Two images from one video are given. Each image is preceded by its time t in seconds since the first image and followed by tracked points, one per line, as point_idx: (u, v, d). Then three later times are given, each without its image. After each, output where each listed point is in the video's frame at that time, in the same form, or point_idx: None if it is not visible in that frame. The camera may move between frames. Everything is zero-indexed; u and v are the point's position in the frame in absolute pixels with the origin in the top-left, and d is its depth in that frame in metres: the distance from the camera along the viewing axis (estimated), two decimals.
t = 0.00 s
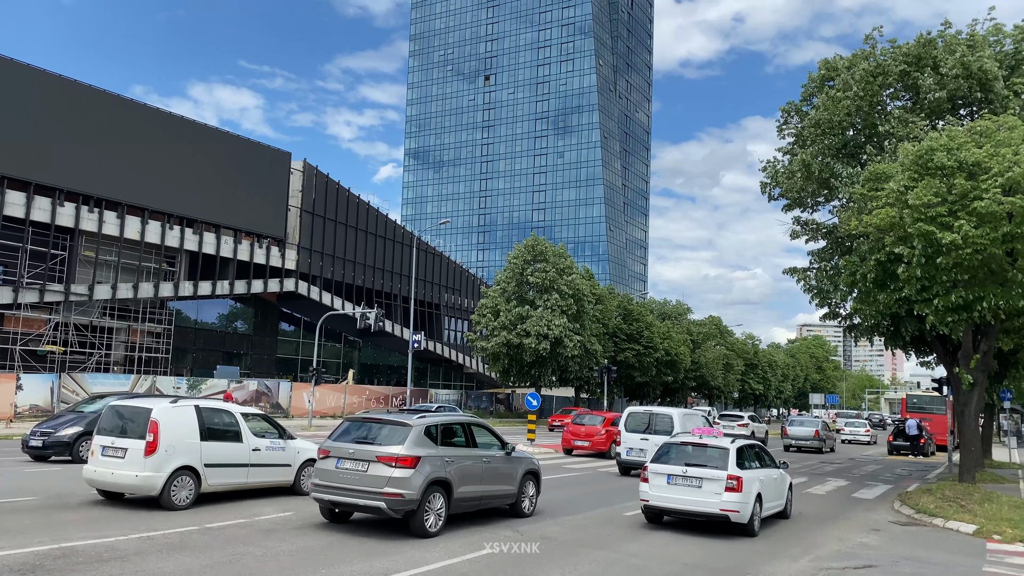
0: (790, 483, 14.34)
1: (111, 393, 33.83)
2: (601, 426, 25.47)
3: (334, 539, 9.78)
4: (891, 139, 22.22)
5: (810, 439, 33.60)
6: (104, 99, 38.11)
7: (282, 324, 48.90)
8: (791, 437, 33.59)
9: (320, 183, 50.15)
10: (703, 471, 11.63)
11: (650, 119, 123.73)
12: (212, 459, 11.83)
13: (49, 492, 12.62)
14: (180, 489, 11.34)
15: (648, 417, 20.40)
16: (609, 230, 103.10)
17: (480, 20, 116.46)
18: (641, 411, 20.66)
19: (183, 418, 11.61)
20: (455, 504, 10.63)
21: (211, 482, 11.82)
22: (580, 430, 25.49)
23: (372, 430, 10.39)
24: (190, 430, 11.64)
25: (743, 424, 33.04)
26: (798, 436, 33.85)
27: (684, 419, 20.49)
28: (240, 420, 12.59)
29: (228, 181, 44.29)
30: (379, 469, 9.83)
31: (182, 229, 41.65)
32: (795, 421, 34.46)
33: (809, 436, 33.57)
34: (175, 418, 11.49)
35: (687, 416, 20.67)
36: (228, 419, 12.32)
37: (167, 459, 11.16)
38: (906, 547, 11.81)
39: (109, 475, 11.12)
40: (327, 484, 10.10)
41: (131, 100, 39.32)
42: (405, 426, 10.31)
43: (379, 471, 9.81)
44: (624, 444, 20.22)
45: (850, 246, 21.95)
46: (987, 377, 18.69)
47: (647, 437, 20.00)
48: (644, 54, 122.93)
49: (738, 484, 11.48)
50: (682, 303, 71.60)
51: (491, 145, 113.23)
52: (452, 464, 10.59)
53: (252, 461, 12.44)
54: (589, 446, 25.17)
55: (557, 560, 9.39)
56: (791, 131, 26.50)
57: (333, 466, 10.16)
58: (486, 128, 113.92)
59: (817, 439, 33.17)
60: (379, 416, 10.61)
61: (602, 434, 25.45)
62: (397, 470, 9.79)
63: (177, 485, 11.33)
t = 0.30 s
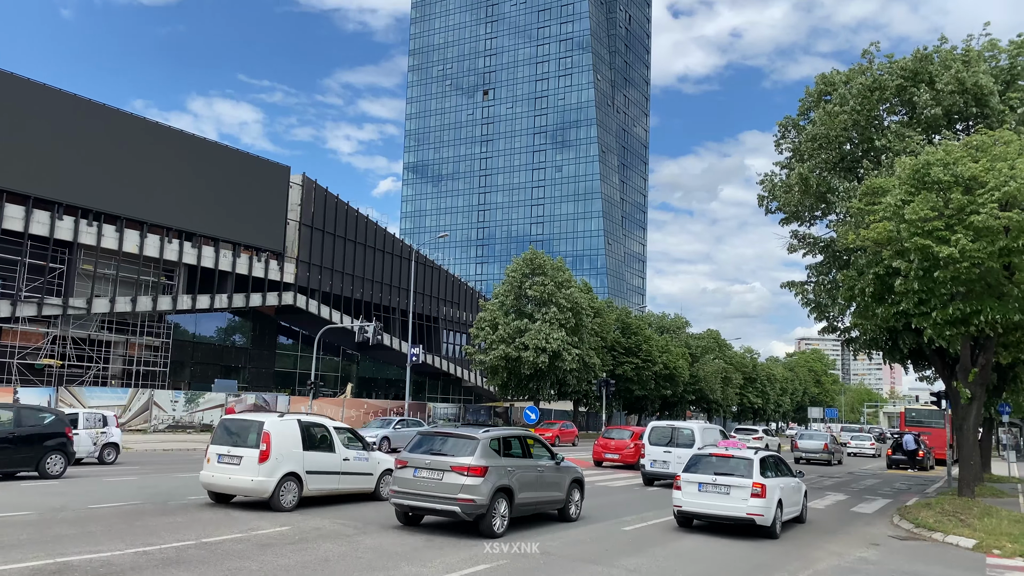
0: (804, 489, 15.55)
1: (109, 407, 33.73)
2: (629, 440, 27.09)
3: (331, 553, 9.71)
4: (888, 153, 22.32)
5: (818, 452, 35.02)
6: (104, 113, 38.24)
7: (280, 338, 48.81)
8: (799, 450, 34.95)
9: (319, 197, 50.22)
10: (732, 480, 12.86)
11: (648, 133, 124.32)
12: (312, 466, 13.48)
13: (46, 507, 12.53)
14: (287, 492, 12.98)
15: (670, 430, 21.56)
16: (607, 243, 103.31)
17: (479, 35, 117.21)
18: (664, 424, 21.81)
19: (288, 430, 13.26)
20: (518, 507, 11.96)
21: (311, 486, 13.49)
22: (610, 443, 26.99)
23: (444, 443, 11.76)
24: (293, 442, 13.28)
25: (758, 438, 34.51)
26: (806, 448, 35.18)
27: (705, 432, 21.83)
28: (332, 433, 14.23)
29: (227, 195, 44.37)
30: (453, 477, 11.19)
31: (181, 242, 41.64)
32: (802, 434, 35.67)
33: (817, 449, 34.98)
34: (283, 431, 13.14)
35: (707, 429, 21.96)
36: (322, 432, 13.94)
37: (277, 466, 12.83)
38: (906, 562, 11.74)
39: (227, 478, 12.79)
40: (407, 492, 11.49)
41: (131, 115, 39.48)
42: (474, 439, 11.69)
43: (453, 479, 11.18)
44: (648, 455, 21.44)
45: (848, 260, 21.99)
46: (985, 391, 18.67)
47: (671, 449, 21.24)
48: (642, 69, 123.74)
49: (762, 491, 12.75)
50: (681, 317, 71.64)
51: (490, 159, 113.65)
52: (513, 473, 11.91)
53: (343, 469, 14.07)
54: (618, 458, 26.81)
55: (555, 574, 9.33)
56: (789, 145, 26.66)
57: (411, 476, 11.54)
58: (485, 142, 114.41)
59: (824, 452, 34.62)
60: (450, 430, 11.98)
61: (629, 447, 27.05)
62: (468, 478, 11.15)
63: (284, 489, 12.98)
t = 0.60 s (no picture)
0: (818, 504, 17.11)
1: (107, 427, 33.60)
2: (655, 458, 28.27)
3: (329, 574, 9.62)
4: (886, 173, 22.41)
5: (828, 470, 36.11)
6: (105, 133, 38.47)
7: (280, 356, 48.74)
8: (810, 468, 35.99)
9: (319, 216, 50.31)
10: (755, 495, 14.25)
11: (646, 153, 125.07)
12: (394, 482, 15.37)
13: (43, 527, 12.43)
14: (374, 505, 14.80)
15: (692, 449, 22.25)
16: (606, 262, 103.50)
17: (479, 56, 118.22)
18: (686, 444, 22.47)
19: (374, 450, 15.11)
20: (569, 519, 13.50)
21: (393, 500, 15.33)
22: (639, 462, 28.18)
23: (502, 461, 13.29)
24: (377, 461, 15.10)
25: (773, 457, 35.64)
26: (817, 466, 35.84)
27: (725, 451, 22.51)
28: (407, 453, 16.13)
29: (227, 214, 44.52)
30: (513, 492, 12.71)
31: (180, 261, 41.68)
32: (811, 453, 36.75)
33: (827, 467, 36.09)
34: (370, 451, 15.01)
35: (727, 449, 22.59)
36: (400, 451, 15.77)
37: (367, 482, 14.69)
38: None
39: (321, 493, 14.58)
40: (471, 505, 13.00)
41: (132, 135, 39.71)
42: (530, 457, 13.21)
43: (514, 493, 12.69)
44: (670, 473, 22.12)
45: (847, 278, 22.03)
46: (986, 410, 18.62)
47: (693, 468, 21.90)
48: (640, 89, 124.70)
49: (782, 504, 14.21)
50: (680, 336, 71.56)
51: (489, 177, 114.13)
52: (566, 488, 13.49)
53: (417, 484, 15.92)
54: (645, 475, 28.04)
55: None
56: (787, 164, 26.81)
57: (475, 490, 13.06)
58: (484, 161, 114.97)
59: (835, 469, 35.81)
60: (506, 451, 13.51)
61: (657, 465, 28.07)
62: (527, 492, 12.68)
63: (372, 503, 14.81)
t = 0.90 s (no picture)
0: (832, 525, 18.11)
1: (104, 451, 33.42)
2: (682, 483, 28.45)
3: None
4: (884, 197, 22.47)
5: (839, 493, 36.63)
6: (106, 157, 38.69)
7: (278, 380, 48.62)
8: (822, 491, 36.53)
9: (319, 239, 50.43)
10: (774, 515, 14.95)
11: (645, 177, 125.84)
12: (461, 503, 16.78)
13: (36, 552, 12.26)
14: (446, 523, 16.14)
15: (711, 474, 22.16)
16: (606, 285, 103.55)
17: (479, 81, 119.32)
18: (706, 469, 22.41)
19: (444, 473, 16.55)
20: (611, 539, 14.66)
21: (461, 519, 16.72)
22: (664, 486, 28.18)
23: (551, 485, 14.53)
24: (446, 483, 16.53)
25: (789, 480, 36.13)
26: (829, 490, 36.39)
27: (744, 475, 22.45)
28: (471, 476, 17.57)
29: (226, 237, 44.62)
30: (564, 513, 13.90)
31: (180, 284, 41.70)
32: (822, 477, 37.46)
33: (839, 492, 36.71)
34: (440, 474, 16.45)
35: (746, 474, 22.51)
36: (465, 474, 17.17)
37: (440, 502, 16.09)
38: None
39: (397, 512, 15.98)
40: (525, 524, 14.17)
41: (133, 159, 39.93)
42: (576, 481, 14.44)
43: (564, 514, 13.89)
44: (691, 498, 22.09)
45: (847, 302, 22.03)
46: (987, 434, 18.48)
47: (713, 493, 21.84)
48: (639, 114, 125.74)
49: (798, 525, 14.88)
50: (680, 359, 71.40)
51: (489, 201, 114.59)
52: (609, 509, 14.69)
53: (480, 504, 17.33)
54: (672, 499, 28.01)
55: None
56: (786, 188, 26.91)
57: (528, 511, 14.26)
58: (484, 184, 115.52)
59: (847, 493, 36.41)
60: (553, 475, 14.72)
61: (682, 490, 28.42)
62: (576, 513, 13.86)
63: (445, 522, 16.19)
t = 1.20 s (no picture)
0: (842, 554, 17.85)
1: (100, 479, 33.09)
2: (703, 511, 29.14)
3: None
4: (883, 224, 22.50)
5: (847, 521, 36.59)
6: (107, 184, 38.90)
7: (276, 408, 48.35)
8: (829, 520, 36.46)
9: (319, 265, 50.52)
10: (789, 540, 14.75)
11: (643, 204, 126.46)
12: (517, 529, 17.65)
13: None
14: (503, 547, 17.00)
15: (730, 501, 21.89)
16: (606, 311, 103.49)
17: (478, 109, 120.49)
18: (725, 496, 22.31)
19: (501, 501, 17.44)
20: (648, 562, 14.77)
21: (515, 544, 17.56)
22: (688, 513, 28.77)
23: (591, 512, 14.70)
24: (503, 508, 17.39)
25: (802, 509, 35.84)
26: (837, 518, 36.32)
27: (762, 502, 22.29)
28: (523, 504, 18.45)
29: (226, 264, 44.69)
30: (607, 537, 14.10)
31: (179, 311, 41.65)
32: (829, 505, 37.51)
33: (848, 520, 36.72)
34: (499, 500, 17.36)
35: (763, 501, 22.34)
36: (518, 502, 18.02)
37: (499, 526, 16.98)
38: None
39: (460, 536, 16.76)
40: (567, 547, 14.29)
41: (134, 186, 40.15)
42: (616, 508, 14.65)
43: (607, 538, 14.08)
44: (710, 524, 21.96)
45: (847, 328, 21.99)
46: (990, 462, 18.34)
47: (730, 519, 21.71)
48: (637, 142, 126.79)
49: (814, 549, 14.73)
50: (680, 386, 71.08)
51: (489, 227, 114.98)
52: (646, 534, 14.81)
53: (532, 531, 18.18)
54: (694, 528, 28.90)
55: None
56: (785, 215, 27.01)
57: (571, 535, 14.38)
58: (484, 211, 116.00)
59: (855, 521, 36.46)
60: (593, 502, 14.94)
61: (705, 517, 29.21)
62: (617, 538, 14.08)
63: (502, 546, 17.04)
